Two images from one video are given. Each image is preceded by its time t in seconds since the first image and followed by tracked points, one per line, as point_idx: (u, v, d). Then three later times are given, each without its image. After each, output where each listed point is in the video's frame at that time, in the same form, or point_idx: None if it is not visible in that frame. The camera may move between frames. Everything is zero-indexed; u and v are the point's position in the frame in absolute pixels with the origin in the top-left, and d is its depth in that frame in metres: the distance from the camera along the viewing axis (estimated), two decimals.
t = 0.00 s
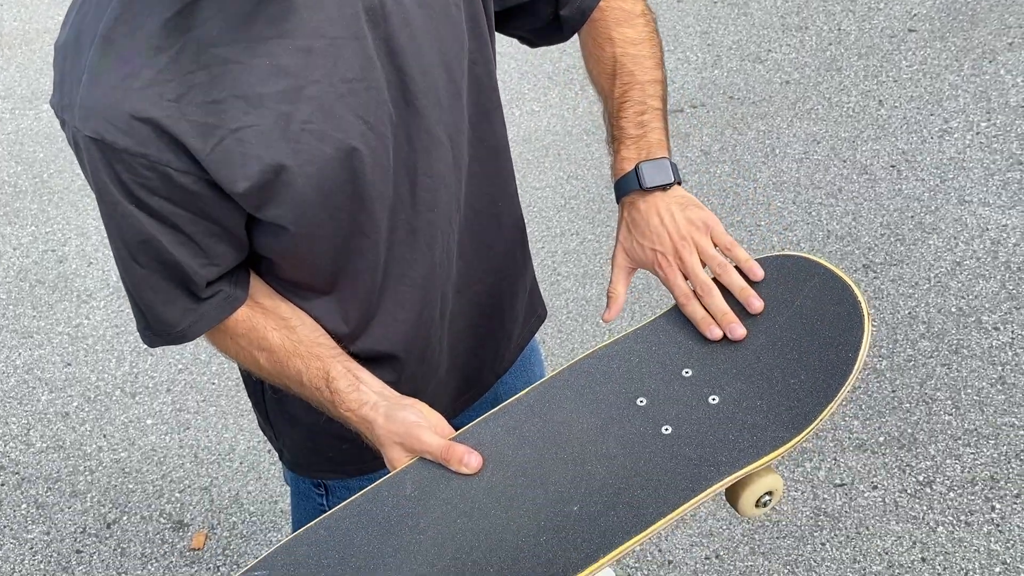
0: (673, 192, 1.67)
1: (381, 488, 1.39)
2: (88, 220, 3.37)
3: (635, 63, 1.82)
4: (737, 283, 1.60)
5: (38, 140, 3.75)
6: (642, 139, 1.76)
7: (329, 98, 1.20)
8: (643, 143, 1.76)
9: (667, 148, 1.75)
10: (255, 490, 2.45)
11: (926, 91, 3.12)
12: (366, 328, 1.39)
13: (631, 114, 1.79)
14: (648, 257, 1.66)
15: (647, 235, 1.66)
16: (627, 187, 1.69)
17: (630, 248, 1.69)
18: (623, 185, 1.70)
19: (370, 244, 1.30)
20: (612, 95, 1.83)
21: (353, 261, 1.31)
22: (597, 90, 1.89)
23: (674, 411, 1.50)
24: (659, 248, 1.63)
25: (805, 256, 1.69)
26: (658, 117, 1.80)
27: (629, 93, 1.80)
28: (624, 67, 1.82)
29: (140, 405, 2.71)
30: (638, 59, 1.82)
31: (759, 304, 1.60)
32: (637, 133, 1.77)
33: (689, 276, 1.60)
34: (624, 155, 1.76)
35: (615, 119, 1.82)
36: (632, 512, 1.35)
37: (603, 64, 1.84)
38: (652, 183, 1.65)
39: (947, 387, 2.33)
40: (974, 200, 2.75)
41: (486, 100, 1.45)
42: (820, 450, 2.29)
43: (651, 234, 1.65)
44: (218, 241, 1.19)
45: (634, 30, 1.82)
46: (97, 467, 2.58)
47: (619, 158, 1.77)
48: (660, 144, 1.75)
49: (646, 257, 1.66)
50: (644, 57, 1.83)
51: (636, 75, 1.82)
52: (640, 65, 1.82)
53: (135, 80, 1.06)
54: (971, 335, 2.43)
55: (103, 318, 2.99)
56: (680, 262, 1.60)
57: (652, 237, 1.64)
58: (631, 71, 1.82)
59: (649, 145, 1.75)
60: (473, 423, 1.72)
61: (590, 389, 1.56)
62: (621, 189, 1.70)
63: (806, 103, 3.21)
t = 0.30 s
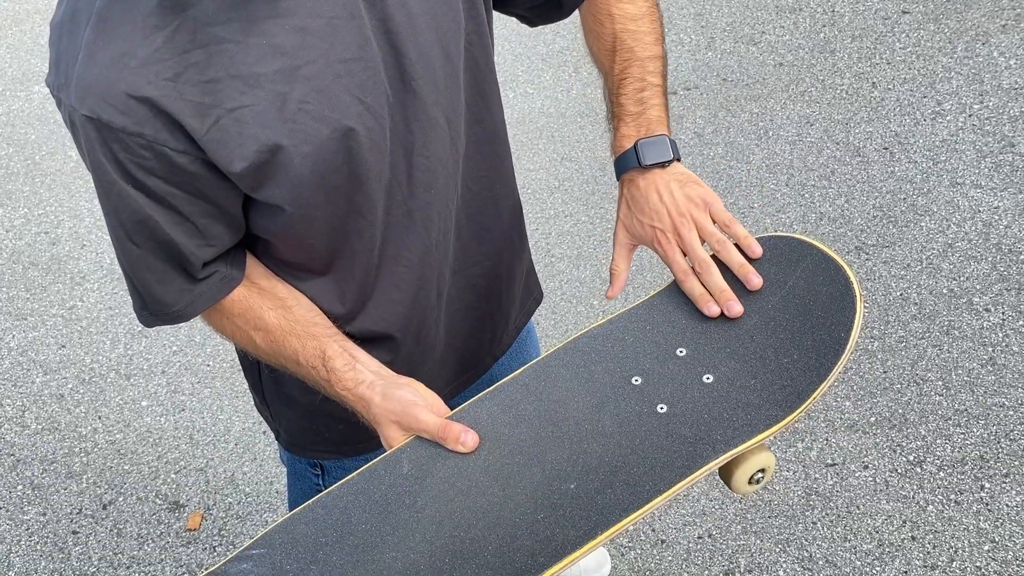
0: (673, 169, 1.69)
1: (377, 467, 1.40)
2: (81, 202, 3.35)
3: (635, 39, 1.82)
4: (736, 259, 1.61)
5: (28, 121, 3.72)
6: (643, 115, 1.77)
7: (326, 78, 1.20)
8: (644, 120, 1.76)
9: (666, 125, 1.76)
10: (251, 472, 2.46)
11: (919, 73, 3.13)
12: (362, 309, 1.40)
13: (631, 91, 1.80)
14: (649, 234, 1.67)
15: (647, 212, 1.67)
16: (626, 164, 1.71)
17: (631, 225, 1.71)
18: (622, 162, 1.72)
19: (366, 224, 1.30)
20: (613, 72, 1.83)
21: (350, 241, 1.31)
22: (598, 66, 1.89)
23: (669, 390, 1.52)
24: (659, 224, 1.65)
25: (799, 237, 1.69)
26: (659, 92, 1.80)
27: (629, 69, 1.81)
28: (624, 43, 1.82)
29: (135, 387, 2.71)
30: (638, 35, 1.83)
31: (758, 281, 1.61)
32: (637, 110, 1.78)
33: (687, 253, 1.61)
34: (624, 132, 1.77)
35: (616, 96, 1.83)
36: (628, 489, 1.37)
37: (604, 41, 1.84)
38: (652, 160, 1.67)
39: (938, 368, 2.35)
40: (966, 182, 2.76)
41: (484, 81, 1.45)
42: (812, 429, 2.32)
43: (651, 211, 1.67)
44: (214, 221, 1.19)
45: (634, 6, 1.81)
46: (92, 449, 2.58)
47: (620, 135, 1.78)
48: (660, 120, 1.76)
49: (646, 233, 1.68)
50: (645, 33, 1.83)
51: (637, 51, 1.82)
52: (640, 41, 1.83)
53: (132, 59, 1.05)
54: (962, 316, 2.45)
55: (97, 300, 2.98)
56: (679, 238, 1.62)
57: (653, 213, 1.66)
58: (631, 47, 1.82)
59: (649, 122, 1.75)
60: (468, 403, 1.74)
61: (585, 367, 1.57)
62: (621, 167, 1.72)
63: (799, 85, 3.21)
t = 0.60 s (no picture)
0: (666, 181, 1.69)
1: (369, 483, 1.39)
2: (75, 217, 3.35)
3: (629, 51, 1.83)
4: (730, 272, 1.60)
5: (23, 136, 3.72)
6: (636, 127, 1.78)
7: (319, 94, 1.21)
8: (637, 131, 1.77)
9: (660, 138, 1.76)
10: (244, 487, 2.45)
11: (911, 87, 3.15)
12: (354, 323, 1.40)
13: (625, 103, 1.81)
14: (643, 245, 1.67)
15: (641, 223, 1.67)
16: (621, 175, 1.71)
17: (625, 237, 1.71)
18: (616, 174, 1.72)
19: (359, 239, 1.30)
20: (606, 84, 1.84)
21: (343, 256, 1.31)
22: (592, 79, 1.90)
23: (663, 406, 1.52)
24: (653, 236, 1.65)
25: (789, 252, 1.70)
26: (652, 104, 1.81)
27: (623, 82, 1.82)
28: (618, 56, 1.83)
29: (128, 402, 2.70)
30: (632, 48, 1.83)
31: (751, 295, 1.61)
32: (631, 122, 1.79)
33: (681, 265, 1.61)
34: (618, 143, 1.78)
35: (609, 108, 1.83)
36: (624, 507, 1.37)
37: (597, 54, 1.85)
38: (645, 172, 1.68)
39: (932, 381, 2.36)
40: (959, 196, 2.77)
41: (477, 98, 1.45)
42: (807, 443, 2.32)
43: (645, 222, 1.67)
44: (206, 236, 1.19)
45: (628, 19, 1.83)
46: (84, 464, 2.57)
47: (613, 146, 1.78)
48: (654, 133, 1.76)
49: (640, 245, 1.68)
50: (639, 46, 1.84)
51: (630, 64, 1.83)
52: (634, 54, 1.83)
53: (124, 73, 1.05)
54: (956, 329, 2.45)
55: (90, 315, 2.97)
56: (673, 250, 1.62)
57: (647, 225, 1.66)
58: (625, 59, 1.83)
59: (643, 134, 1.75)
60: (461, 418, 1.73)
61: (579, 382, 1.57)
62: (615, 177, 1.73)
63: (792, 100, 3.22)
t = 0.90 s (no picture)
0: (665, 187, 1.68)
1: (360, 499, 1.38)
2: (67, 235, 3.34)
3: (624, 60, 1.84)
4: (729, 280, 1.61)
5: (15, 155, 3.73)
6: (634, 135, 1.78)
7: (308, 108, 1.21)
8: (635, 139, 1.78)
9: (658, 145, 1.77)
10: (236, 505, 2.43)
11: (901, 101, 3.17)
12: (345, 338, 1.39)
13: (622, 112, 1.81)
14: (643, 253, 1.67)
15: (640, 231, 1.67)
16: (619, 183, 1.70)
17: (625, 245, 1.71)
18: (616, 182, 1.71)
19: (349, 253, 1.30)
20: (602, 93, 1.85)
21: (333, 270, 1.31)
22: (587, 89, 1.90)
23: (655, 422, 1.51)
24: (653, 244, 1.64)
25: (781, 265, 1.69)
26: (649, 111, 1.82)
27: (619, 90, 1.82)
28: (613, 65, 1.84)
29: (119, 420, 2.69)
30: (627, 56, 1.84)
31: (750, 303, 1.61)
32: (628, 130, 1.79)
33: (681, 273, 1.61)
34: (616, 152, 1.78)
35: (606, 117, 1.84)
36: (615, 525, 1.36)
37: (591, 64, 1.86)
38: (644, 181, 1.67)
39: (925, 394, 2.35)
40: (950, 209, 2.78)
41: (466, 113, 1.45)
42: (801, 457, 2.31)
43: (644, 230, 1.66)
44: (195, 252, 1.19)
45: (621, 28, 1.84)
46: (75, 483, 2.56)
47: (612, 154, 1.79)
48: (651, 140, 1.77)
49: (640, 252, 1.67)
50: (633, 53, 1.85)
51: (625, 72, 1.84)
52: (629, 63, 1.84)
53: (112, 88, 1.05)
54: (948, 341, 2.46)
55: (81, 333, 2.96)
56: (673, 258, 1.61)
57: (646, 233, 1.65)
58: (620, 68, 1.83)
59: (640, 142, 1.76)
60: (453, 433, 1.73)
61: (571, 397, 1.56)
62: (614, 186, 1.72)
63: (783, 114, 3.24)
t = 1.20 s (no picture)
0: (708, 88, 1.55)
1: (343, 511, 1.38)
2: (56, 249, 3.35)
3: None
4: (798, 154, 1.31)
5: (5, 170, 3.74)
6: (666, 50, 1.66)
7: (291, 118, 1.22)
8: (666, 51, 1.66)
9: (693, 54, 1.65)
10: (226, 517, 2.43)
11: (887, 112, 3.20)
12: (332, 347, 1.40)
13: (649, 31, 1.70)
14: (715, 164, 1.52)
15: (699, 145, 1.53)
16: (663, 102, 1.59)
17: (691, 163, 1.57)
18: (656, 105, 1.60)
19: (336, 262, 1.30)
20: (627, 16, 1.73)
21: (319, 279, 1.31)
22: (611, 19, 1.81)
23: (637, 442, 1.51)
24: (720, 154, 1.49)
25: (762, 289, 1.73)
26: (677, 26, 1.70)
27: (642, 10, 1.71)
28: None
29: (109, 433, 2.69)
30: None
31: (829, 172, 1.27)
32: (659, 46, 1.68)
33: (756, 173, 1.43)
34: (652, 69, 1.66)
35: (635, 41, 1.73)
36: (595, 545, 1.36)
37: None
38: (680, 92, 1.55)
39: (913, 402, 2.37)
40: (936, 218, 2.81)
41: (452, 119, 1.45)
42: (790, 465, 2.32)
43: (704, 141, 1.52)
44: (180, 263, 1.19)
45: None
46: (65, 497, 2.55)
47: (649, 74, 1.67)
48: (683, 50, 1.65)
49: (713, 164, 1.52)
50: None
51: None
52: None
53: (95, 102, 1.06)
54: (935, 349, 2.47)
55: (71, 347, 2.96)
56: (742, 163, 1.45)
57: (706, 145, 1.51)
58: None
59: (671, 53, 1.64)
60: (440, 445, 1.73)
61: (554, 415, 1.57)
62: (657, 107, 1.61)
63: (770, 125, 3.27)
